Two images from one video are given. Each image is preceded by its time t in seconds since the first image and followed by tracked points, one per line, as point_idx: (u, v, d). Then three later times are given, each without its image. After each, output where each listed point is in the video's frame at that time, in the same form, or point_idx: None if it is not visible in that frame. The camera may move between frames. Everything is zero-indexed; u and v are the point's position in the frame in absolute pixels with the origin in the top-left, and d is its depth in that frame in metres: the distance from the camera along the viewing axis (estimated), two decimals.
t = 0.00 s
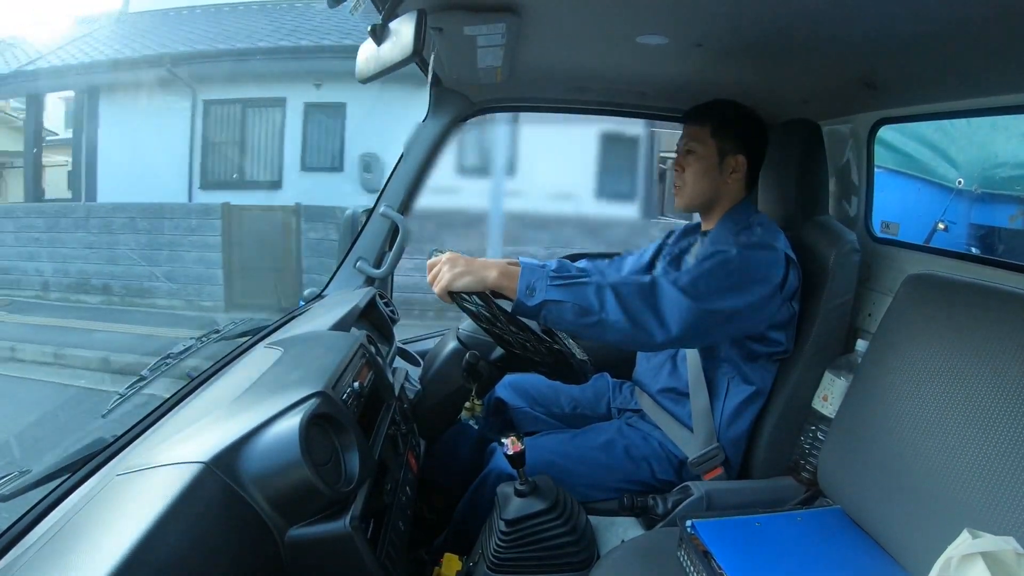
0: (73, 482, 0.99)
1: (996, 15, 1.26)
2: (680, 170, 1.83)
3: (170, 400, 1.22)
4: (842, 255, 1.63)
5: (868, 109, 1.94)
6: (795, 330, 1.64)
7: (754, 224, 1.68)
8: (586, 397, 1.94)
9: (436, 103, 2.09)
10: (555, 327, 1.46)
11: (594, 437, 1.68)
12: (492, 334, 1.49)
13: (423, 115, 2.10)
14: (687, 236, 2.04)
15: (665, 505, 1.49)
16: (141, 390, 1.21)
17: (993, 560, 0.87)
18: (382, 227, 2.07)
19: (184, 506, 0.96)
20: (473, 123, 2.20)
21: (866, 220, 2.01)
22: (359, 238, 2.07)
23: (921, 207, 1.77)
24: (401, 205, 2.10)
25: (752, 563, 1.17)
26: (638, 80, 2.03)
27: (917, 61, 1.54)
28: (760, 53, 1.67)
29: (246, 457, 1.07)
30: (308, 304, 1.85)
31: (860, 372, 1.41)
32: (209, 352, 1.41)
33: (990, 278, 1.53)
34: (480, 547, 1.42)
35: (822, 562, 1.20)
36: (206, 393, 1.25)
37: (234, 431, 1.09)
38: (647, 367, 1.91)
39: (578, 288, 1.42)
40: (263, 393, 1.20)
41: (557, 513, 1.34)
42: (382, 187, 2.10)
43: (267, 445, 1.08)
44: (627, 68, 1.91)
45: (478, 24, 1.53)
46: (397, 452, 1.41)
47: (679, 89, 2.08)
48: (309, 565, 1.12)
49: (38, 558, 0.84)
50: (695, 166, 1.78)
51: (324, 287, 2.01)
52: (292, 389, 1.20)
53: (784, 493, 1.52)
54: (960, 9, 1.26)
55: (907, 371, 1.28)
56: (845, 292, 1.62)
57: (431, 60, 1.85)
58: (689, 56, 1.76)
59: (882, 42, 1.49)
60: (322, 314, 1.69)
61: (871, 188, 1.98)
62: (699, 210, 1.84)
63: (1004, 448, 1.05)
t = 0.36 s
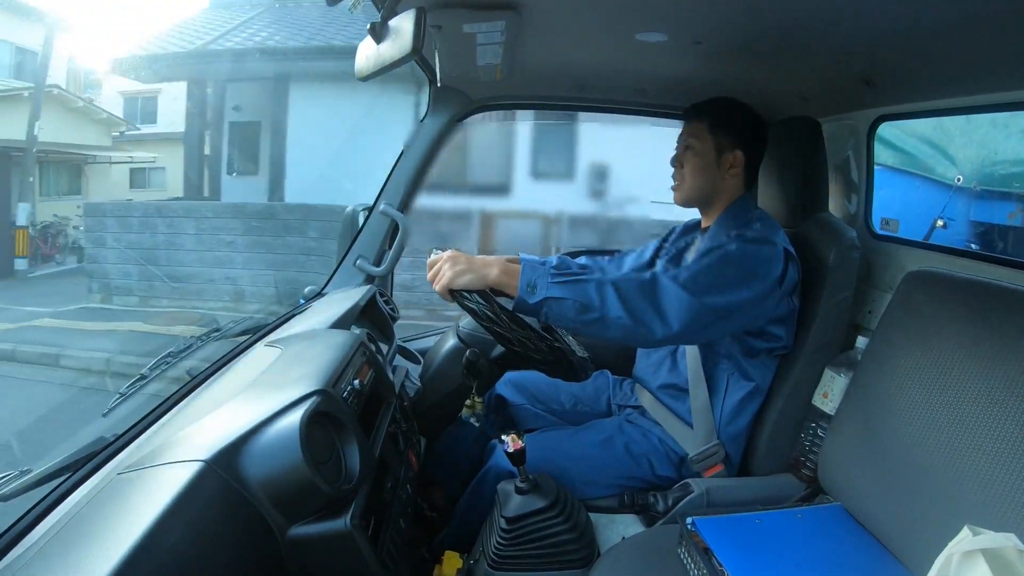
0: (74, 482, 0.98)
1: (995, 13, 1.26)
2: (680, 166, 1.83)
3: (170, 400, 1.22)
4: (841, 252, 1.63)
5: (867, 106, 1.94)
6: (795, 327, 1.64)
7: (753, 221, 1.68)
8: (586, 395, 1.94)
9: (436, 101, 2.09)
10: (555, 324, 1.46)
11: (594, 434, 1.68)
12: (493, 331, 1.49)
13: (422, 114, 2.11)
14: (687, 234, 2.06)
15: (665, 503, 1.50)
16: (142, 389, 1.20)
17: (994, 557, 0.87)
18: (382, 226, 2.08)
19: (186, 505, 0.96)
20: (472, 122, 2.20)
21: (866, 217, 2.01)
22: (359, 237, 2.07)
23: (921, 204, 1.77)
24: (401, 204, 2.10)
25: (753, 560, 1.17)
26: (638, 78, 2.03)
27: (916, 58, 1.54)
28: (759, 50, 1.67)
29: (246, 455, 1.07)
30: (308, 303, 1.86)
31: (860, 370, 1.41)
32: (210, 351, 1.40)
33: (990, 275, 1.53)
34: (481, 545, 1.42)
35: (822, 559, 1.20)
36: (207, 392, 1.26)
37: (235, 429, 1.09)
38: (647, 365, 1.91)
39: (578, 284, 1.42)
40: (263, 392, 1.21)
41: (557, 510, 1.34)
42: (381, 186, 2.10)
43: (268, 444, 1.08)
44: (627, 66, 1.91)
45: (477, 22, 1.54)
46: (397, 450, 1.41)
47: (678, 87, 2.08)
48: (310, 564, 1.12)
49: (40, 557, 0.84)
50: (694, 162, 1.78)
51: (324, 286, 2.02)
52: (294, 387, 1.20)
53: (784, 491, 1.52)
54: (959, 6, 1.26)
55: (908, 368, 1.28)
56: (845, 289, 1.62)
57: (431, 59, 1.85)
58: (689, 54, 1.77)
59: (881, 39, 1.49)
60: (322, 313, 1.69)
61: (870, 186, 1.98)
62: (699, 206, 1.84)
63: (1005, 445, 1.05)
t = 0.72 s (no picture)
0: (73, 478, 0.99)
1: (994, 15, 1.26)
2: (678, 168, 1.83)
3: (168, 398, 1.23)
4: (841, 254, 1.63)
5: (868, 107, 1.94)
6: (794, 328, 1.64)
7: (753, 222, 1.68)
8: (585, 395, 1.94)
9: (436, 101, 2.09)
10: (556, 326, 1.46)
11: (594, 435, 1.68)
12: (492, 332, 1.49)
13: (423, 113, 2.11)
14: (686, 235, 2.06)
15: (664, 503, 1.50)
16: (141, 388, 1.15)
17: (991, 559, 0.87)
18: (381, 224, 2.08)
19: (184, 504, 0.96)
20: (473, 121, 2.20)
21: (866, 219, 2.01)
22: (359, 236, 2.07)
23: (920, 206, 1.77)
24: (400, 202, 2.10)
25: (751, 561, 1.17)
26: (640, 79, 2.03)
27: (915, 60, 1.54)
28: (760, 51, 1.67)
29: (245, 454, 1.07)
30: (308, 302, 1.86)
31: (859, 371, 1.41)
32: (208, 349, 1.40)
33: (989, 277, 1.54)
34: (479, 545, 1.43)
35: (821, 560, 1.20)
36: (205, 392, 1.25)
37: (233, 428, 1.09)
38: (647, 365, 1.91)
39: (579, 288, 1.42)
40: (262, 390, 1.21)
41: (556, 510, 1.34)
42: (382, 184, 2.10)
43: (267, 442, 1.08)
44: (628, 66, 1.91)
45: (478, 21, 1.53)
46: (396, 449, 1.41)
47: (679, 87, 2.08)
48: (309, 562, 1.12)
49: (38, 555, 0.84)
50: (693, 163, 1.78)
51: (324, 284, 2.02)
52: (293, 386, 1.20)
53: (782, 491, 1.52)
54: (959, 8, 1.26)
55: (906, 370, 1.28)
56: (845, 290, 1.62)
57: (433, 58, 1.85)
58: (690, 55, 1.77)
59: (882, 40, 1.49)
60: (321, 312, 1.68)
61: (870, 187, 1.98)
62: (698, 208, 1.84)
63: (1003, 447, 1.05)
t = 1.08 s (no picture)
0: (74, 482, 0.99)
1: (994, 13, 1.26)
2: (680, 167, 1.83)
3: (169, 400, 1.23)
4: (841, 253, 1.63)
5: (867, 106, 1.94)
6: (795, 327, 1.64)
7: (754, 221, 1.67)
8: (586, 396, 1.94)
9: (436, 101, 2.09)
10: (557, 326, 1.46)
11: (594, 435, 1.68)
12: (494, 332, 1.49)
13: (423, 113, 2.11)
14: (685, 235, 2.06)
15: (665, 503, 1.50)
16: (142, 388, 1.19)
17: (992, 557, 0.87)
18: (382, 225, 2.08)
19: (185, 506, 0.96)
20: (473, 121, 2.20)
21: (866, 217, 2.01)
22: (359, 236, 2.07)
23: (920, 204, 1.77)
24: (400, 203, 2.10)
25: (752, 560, 1.17)
26: (640, 79, 2.03)
27: (915, 58, 1.54)
28: (759, 50, 1.67)
29: (245, 455, 1.07)
30: (308, 303, 1.88)
31: (860, 369, 1.41)
32: (209, 351, 1.41)
33: (990, 275, 1.54)
34: (480, 545, 1.43)
35: (821, 559, 1.20)
36: (206, 393, 1.26)
37: (234, 429, 1.09)
38: (648, 364, 1.91)
39: (579, 287, 1.42)
40: (262, 392, 1.21)
41: (557, 510, 1.34)
42: (382, 185, 2.11)
43: (267, 443, 1.08)
44: (626, 66, 1.91)
45: (477, 22, 1.53)
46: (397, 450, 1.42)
47: (679, 86, 2.08)
48: (310, 563, 1.12)
49: (39, 557, 0.84)
50: (695, 162, 1.78)
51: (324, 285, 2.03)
52: (294, 388, 1.20)
53: (784, 491, 1.52)
54: (958, 7, 1.26)
55: (907, 369, 1.28)
56: (845, 289, 1.62)
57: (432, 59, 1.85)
58: (689, 54, 1.77)
59: (882, 39, 1.49)
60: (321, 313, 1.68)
61: (870, 186, 1.98)
62: (699, 206, 1.84)
63: (1003, 445, 1.05)
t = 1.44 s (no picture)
0: (74, 484, 0.99)
1: (995, 13, 1.26)
2: (685, 164, 1.82)
3: (170, 401, 1.23)
4: (841, 253, 1.63)
5: (867, 107, 1.94)
6: (795, 327, 1.64)
7: (756, 221, 1.67)
8: (587, 397, 1.94)
9: (436, 103, 2.10)
10: (557, 326, 1.46)
11: (595, 436, 1.68)
12: (493, 331, 1.50)
13: (423, 115, 2.11)
14: (689, 235, 2.08)
15: (665, 504, 1.50)
16: (141, 392, 1.22)
17: (994, 557, 0.87)
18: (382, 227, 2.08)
19: (184, 508, 0.96)
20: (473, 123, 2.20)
21: (866, 218, 2.01)
22: (359, 237, 2.08)
23: (920, 205, 1.77)
24: (400, 205, 2.10)
25: (753, 561, 1.17)
26: (639, 80, 2.03)
27: (914, 58, 1.54)
28: (758, 51, 1.68)
29: (246, 458, 1.07)
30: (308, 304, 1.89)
31: (860, 369, 1.41)
32: (209, 353, 1.42)
33: (990, 275, 1.54)
34: (481, 547, 1.42)
35: (822, 559, 1.20)
36: (206, 395, 1.26)
37: (234, 431, 1.09)
38: (648, 366, 1.91)
39: (579, 283, 1.42)
40: (262, 394, 1.21)
41: (557, 512, 1.34)
42: (382, 187, 2.12)
43: (268, 445, 1.08)
44: (623, 68, 1.92)
45: (477, 24, 1.53)
46: (397, 451, 1.42)
47: (678, 88, 2.08)
48: (310, 565, 1.12)
49: (40, 559, 0.84)
50: (703, 161, 1.77)
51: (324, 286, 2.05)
52: (295, 389, 1.20)
53: (785, 491, 1.52)
54: (957, 7, 1.26)
55: (908, 369, 1.28)
56: (845, 289, 1.62)
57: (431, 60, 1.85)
58: (688, 55, 1.77)
59: (880, 39, 1.49)
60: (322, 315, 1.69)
61: (870, 186, 1.98)
62: (700, 205, 1.84)
63: (1003, 444, 1.05)
